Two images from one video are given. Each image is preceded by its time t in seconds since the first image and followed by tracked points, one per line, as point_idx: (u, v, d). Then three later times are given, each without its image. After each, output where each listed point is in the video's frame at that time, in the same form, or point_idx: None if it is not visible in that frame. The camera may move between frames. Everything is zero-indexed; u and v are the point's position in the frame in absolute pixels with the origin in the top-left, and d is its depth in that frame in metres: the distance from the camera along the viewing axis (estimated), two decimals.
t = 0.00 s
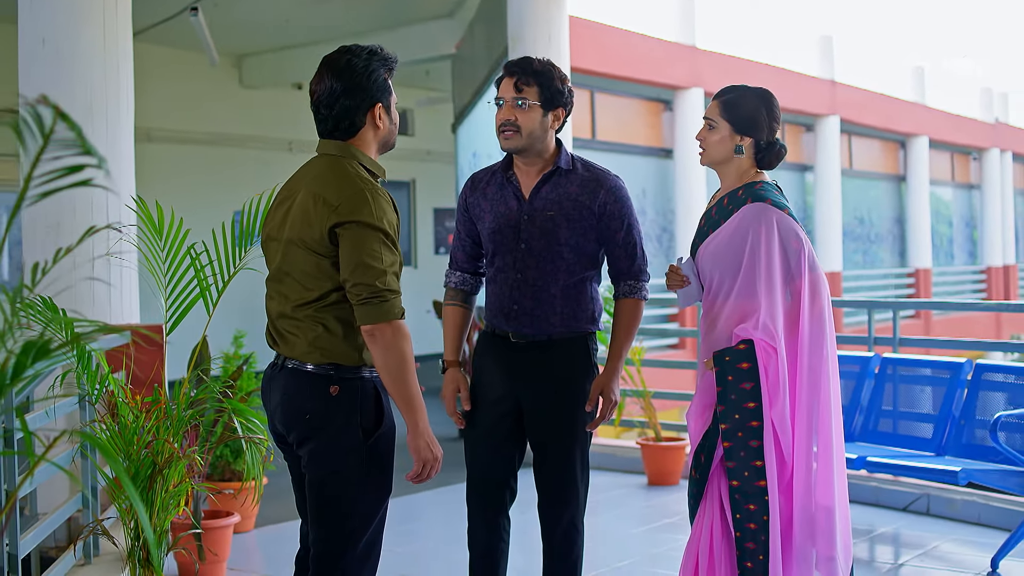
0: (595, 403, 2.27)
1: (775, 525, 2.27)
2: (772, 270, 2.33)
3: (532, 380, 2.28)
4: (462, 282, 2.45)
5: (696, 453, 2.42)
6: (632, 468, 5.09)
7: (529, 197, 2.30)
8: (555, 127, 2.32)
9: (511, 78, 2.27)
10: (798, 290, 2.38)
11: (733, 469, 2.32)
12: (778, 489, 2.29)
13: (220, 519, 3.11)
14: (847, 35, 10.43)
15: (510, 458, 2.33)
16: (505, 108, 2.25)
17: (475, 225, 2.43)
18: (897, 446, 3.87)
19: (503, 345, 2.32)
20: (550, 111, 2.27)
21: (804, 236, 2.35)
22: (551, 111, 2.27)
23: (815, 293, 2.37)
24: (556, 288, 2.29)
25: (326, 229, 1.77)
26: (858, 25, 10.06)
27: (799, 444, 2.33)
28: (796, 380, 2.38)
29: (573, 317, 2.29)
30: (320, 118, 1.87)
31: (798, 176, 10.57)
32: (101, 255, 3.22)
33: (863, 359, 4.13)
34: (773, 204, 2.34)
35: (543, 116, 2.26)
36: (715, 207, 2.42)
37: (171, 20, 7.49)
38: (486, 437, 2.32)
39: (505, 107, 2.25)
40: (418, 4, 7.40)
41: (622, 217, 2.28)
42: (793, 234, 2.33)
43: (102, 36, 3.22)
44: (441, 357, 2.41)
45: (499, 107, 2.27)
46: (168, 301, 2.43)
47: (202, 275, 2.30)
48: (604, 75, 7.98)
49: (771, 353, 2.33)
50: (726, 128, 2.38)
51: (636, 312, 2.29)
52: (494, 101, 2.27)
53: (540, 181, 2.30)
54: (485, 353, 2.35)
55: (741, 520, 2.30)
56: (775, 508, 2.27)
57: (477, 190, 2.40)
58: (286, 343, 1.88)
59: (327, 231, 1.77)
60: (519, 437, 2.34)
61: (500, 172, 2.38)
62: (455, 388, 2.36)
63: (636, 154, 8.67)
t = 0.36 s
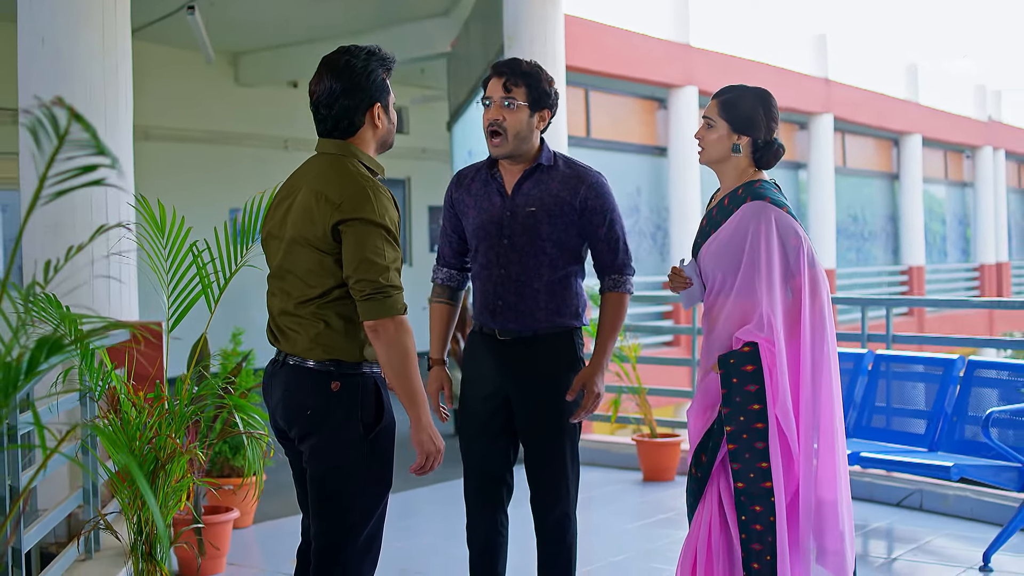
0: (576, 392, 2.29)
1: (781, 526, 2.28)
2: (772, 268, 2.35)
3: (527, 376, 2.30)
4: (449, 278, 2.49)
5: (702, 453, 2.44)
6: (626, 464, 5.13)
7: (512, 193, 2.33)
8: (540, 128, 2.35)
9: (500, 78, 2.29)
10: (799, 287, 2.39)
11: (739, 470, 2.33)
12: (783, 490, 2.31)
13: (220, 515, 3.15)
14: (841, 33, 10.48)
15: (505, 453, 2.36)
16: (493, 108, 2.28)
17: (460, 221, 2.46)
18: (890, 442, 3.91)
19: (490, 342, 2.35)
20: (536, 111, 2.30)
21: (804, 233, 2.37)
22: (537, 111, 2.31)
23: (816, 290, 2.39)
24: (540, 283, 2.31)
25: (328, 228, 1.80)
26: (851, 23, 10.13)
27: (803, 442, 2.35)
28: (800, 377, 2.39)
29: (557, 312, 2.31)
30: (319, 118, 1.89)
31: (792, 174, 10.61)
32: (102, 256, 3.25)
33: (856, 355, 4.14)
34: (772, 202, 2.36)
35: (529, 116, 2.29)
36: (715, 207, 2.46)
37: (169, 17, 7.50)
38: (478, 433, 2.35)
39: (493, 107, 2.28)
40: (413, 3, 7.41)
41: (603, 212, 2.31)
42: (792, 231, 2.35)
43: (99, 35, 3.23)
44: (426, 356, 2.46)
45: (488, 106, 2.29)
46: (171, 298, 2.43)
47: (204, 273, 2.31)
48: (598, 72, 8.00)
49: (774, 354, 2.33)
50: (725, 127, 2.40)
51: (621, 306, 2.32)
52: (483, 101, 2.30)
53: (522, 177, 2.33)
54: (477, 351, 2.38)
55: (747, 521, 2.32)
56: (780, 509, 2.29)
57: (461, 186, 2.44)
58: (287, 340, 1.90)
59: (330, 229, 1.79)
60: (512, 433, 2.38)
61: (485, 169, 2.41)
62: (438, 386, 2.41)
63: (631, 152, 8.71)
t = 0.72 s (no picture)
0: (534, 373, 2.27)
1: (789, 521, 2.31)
2: (779, 264, 2.37)
3: (521, 370, 2.32)
4: (438, 269, 2.52)
5: (705, 448, 2.44)
6: (626, 459, 5.16)
7: (496, 191, 2.35)
8: (530, 133, 2.35)
9: (495, 79, 2.31)
10: (804, 283, 2.42)
11: (746, 466, 2.35)
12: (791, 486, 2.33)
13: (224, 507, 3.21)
14: (840, 29, 10.49)
15: (496, 447, 2.38)
16: (485, 109, 2.30)
17: (448, 213, 2.50)
18: (888, 436, 3.94)
19: (476, 336, 2.38)
20: (527, 118, 2.31)
21: (809, 229, 2.40)
22: (528, 118, 2.32)
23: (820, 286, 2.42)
24: (522, 278, 2.33)
25: (337, 222, 1.82)
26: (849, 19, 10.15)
27: (808, 438, 2.38)
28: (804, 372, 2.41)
29: (539, 309, 2.33)
30: (324, 115, 1.91)
31: (790, 170, 10.62)
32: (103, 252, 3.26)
33: (855, 351, 4.16)
34: (777, 197, 2.38)
35: (520, 120, 2.30)
36: (720, 203, 2.48)
37: (168, 13, 7.50)
38: (468, 421, 2.38)
39: (485, 108, 2.30)
40: None
41: (582, 218, 2.31)
42: (798, 227, 2.38)
43: (103, 31, 3.25)
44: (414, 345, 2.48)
45: (481, 106, 2.31)
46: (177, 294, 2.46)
47: (209, 269, 2.34)
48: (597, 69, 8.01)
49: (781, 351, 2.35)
50: (729, 124, 2.42)
51: (590, 306, 2.30)
52: (477, 100, 2.32)
53: (507, 177, 2.34)
54: (462, 346, 2.40)
55: (755, 517, 2.34)
56: (788, 504, 2.32)
57: (451, 181, 2.46)
58: (292, 333, 1.93)
59: (339, 223, 1.82)
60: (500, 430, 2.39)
61: (474, 165, 2.44)
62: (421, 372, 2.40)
63: (630, 148, 8.72)
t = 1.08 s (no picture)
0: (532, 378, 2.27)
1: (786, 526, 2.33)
2: (779, 262, 2.39)
3: (524, 369, 2.35)
4: (445, 268, 2.55)
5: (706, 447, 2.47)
6: (624, 455, 5.19)
7: (501, 189, 2.37)
8: (533, 127, 2.38)
9: (495, 77, 2.33)
10: (803, 281, 2.43)
11: (744, 471, 2.38)
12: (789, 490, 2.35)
13: (226, 503, 3.24)
14: (837, 27, 10.52)
15: (501, 444, 2.41)
16: (486, 107, 2.32)
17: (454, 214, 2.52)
18: (885, 431, 3.97)
19: (481, 332, 2.42)
20: (530, 112, 2.33)
21: (809, 228, 2.42)
22: (531, 112, 2.34)
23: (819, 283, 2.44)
24: (524, 276, 2.36)
25: (344, 219, 1.85)
26: (846, 17, 10.19)
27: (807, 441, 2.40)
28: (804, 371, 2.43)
29: (543, 306, 2.36)
30: (326, 113, 1.93)
31: (787, 167, 10.64)
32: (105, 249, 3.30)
33: (852, 347, 4.19)
34: (778, 196, 2.41)
35: (523, 116, 2.32)
36: (721, 200, 2.52)
37: (168, 11, 7.51)
38: (472, 417, 2.41)
39: (487, 106, 2.32)
40: None
41: (584, 215, 2.32)
42: (798, 226, 2.40)
43: (105, 29, 3.27)
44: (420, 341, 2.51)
45: (482, 104, 2.34)
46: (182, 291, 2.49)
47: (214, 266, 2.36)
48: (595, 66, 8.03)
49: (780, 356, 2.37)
50: (730, 122, 2.45)
51: (590, 304, 2.30)
52: (478, 99, 2.34)
53: (512, 174, 2.36)
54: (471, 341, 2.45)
55: (752, 522, 2.37)
56: (786, 509, 2.34)
57: (458, 180, 2.48)
58: (299, 329, 1.95)
59: (346, 220, 1.84)
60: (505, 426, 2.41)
61: (479, 164, 2.46)
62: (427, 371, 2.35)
63: (628, 145, 8.75)
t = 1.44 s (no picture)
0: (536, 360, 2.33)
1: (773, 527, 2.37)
2: (771, 261, 2.42)
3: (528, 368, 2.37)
4: (457, 267, 2.60)
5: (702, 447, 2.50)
6: (623, 452, 5.22)
7: (510, 187, 2.40)
8: (537, 126, 2.41)
9: (496, 77, 2.35)
10: (795, 280, 2.46)
11: (733, 474, 2.41)
12: (776, 491, 2.38)
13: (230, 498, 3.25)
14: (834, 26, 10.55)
15: (507, 440, 2.44)
16: (489, 107, 2.34)
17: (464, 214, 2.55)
18: (882, 429, 4.01)
19: (490, 331, 2.44)
20: (532, 110, 2.36)
21: (802, 227, 2.44)
22: (533, 110, 2.36)
23: (811, 282, 2.46)
24: (534, 275, 2.38)
25: (350, 217, 1.87)
26: (843, 16, 10.22)
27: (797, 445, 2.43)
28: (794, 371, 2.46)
29: (552, 304, 2.38)
30: (330, 113, 1.96)
31: (785, 166, 10.66)
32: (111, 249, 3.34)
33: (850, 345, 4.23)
34: (772, 193, 2.43)
35: (525, 114, 2.35)
36: (713, 198, 2.53)
37: (167, 10, 7.52)
38: (478, 414, 2.44)
39: (489, 105, 2.34)
40: None
41: (596, 212, 2.34)
42: (791, 225, 2.43)
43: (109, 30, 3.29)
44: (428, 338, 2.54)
45: (485, 104, 2.36)
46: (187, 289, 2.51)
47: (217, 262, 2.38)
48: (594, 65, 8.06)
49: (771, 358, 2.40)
50: (724, 122, 2.47)
51: (606, 298, 2.34)
52: (481, 99, 2.37)
53: (520, 173, 2.39)
54: (476, 340, 2.47)
55: (739, 523, 2.40)
56: (773, 511, 2.37)
57: (467, 180, 2.51)
58: (305, 327, 1.97)
59: (351, 218, 1.87)
60: (511, 422, 2.44)
61: (486, 163, 2.49)
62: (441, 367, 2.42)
63: (627, 144, 8.77)
